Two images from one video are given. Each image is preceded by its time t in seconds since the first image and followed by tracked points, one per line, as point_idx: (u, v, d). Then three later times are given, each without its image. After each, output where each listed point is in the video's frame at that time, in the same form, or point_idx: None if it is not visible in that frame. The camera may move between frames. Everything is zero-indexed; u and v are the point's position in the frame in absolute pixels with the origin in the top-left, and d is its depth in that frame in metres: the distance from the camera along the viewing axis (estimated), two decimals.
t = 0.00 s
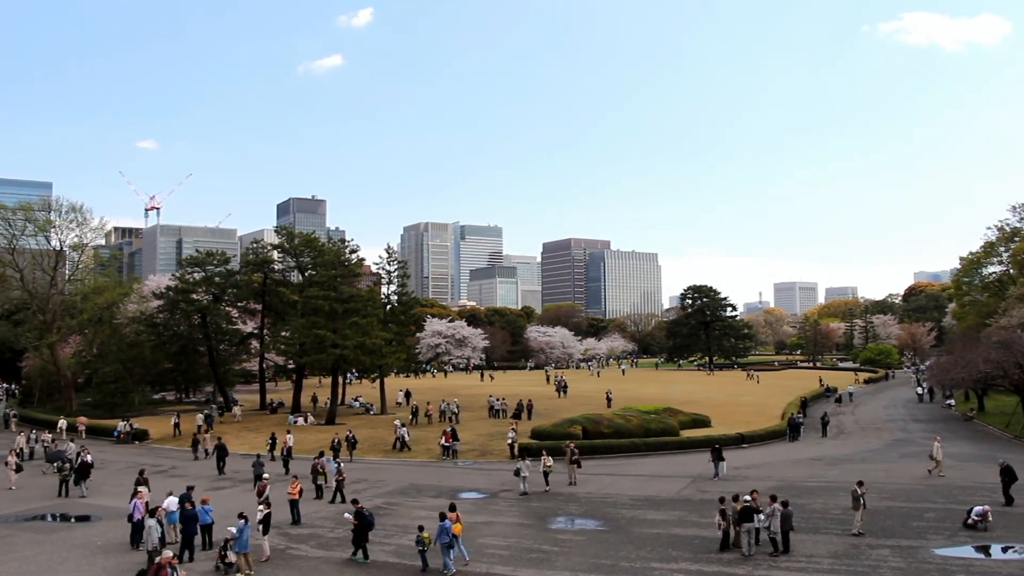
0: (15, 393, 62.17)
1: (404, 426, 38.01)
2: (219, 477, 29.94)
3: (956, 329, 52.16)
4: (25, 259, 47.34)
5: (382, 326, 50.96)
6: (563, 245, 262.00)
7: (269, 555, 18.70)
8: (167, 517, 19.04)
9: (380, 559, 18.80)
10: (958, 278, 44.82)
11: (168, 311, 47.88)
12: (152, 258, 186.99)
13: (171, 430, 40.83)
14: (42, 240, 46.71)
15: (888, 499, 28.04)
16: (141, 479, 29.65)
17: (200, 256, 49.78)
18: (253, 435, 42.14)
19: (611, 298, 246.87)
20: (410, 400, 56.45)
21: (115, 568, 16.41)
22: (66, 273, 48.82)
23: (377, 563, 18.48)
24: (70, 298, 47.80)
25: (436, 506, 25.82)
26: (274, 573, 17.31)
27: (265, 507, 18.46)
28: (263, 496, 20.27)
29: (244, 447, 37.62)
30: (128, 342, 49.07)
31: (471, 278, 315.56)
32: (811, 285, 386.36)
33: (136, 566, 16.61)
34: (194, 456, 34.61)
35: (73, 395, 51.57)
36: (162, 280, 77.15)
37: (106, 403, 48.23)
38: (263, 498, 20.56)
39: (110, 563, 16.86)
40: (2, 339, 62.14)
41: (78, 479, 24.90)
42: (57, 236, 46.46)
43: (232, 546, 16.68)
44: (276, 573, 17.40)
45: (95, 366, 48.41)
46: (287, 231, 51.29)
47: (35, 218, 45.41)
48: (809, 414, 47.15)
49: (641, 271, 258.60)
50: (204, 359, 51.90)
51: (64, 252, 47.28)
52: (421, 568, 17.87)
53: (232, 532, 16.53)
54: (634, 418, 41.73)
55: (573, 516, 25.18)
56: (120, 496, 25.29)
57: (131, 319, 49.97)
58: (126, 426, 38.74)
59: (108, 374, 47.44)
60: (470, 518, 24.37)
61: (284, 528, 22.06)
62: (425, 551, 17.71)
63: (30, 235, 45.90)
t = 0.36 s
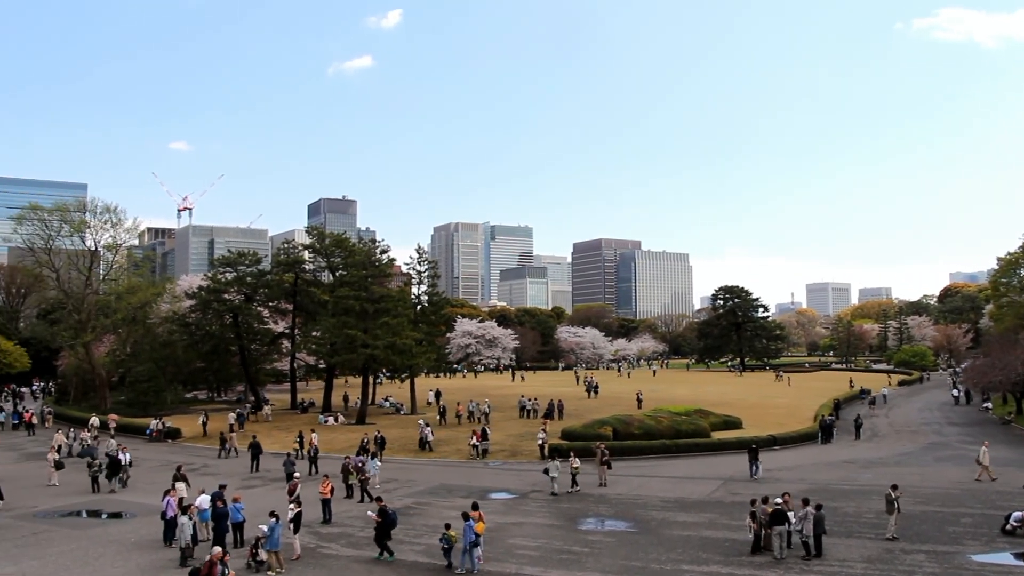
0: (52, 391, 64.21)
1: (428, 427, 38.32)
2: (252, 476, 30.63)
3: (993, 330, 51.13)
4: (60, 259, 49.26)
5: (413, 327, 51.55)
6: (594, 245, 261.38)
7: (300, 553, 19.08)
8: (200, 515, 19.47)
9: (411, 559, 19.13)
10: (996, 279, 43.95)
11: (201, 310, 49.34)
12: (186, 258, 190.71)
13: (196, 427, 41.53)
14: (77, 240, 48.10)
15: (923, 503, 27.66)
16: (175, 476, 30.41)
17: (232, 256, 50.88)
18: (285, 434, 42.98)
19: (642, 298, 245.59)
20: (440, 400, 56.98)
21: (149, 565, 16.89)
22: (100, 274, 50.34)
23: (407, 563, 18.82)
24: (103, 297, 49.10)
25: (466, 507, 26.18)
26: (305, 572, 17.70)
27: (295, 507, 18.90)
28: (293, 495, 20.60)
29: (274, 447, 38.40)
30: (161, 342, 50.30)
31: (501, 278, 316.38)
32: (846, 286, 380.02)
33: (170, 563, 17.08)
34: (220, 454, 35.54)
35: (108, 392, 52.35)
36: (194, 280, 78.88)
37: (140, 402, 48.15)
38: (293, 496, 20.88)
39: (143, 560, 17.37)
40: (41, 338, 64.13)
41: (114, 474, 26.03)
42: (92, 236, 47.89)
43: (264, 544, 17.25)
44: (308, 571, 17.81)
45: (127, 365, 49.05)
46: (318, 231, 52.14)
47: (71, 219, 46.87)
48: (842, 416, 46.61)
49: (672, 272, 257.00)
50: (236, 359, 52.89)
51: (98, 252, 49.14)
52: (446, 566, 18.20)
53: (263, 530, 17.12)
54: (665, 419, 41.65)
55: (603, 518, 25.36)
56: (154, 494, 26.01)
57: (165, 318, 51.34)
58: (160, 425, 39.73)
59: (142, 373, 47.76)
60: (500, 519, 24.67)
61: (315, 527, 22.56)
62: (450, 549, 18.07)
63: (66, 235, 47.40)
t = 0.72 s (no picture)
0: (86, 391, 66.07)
1: (453, 428, 38.77)
2: (283, 476, 31.38)
3: None
4: (94, 261, 50.66)
5: (443, 327, 52.21)
6: (623, 245, 260.29)
7: (331, 554, 19.62)
8: (232, 515, 19.92)
9: (441, 560, 19.56)
10: None
11: (232, 312, 50.47)
12: (217, 259, 194.47)
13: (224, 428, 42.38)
14: (109, 242, 49.41)
15: (959, 506, 27.37)
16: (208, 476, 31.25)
17: (262, 258, 52.05)
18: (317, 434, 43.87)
19: (672, 299, 244.00)
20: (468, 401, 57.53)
21: (181, 564, 17.47)
22: (133, 275, 52.02)
23: (438, 564, 19.18)
24: (135, 299, 50.39)
25: (496, 508, 26.61)
26: (336, 572, 18.18)
27: (327, 508, 19.41)
28: (324, 496, 21.11)
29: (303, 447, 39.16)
30: (192, 343, 51.40)
31: (530, 278, 316.69)
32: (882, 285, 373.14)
33: (201, 562, 17.64)
34: (246, 454, 36.54)
35: (141, 392, 53.69)
36: (224, 280, 80.58)
37: (171, 402, 49.78)
38: (325, 496, 21.42)
39: (176, 559, 17.92)
40: (77, 339, 65.91)
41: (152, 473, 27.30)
42: (124, 238, 49.26)
43: (296, 545, 17.77)
44: (339, 571, 18.30)
45: (161, 365, 51.11)
46: (348, 233, 53.07)
47: (103, 220, 48.21)
48: (876, 417, 46.12)
49: (702, 272, 255.00)
50: (267, 359, 53.86)
51: (131, 254, 50.61)
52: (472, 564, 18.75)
53: (295, 531, 17.71)
54: (696, 420, 41.67)
55: (634, 519, 25.57)
56: (186, 494, 26.71)
57: (196, 320, 52.31)
58: (191, 425, 40.72)
59: (173, 374, 49.43)
60: (529, 520, 25.04)
61: (346, 527, 23.14)
62: (475, 548, 18.60)
63: (99, 237, 48.71)
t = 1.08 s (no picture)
0: (115, 391, 67.54)
1: (475, 429, 39.16)
2: (310, 476, 32.03)
3: None
4: (122, 262, 51.87)
5: (469, 327, 52.64)
6: (649, 245, 259.02)
7: (357, 554, 20.06)
8: (259, 515, 20.43)
9: (467, 560, 19.90)
10: None
11: (259, 312, 51.37)
12: (243, 260, 197.41)
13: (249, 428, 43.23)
14: (138, 243, 50.57)
15: (991, 509, 27.06)
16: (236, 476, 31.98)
17: (288, 258, 53.00)
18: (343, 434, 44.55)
19: (699, 299, 242.36)
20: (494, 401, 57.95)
21: (210, 563, 18.03)
22: (160, 275, 52.13)
23: (464, 564, 19.53)
24: (163, 299, 51.41)
25: (522, 508, 26.92)
26: (363, 572, 18.62)
27: (353, 508, 19.86)
28: (350, 497, 21.59)
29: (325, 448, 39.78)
30: (220, 344, 52.29)
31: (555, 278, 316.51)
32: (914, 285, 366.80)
33: (230, 562, 18.18)
34: (269, 453, 37.27)
35: (168, 392, 54.81)
36: (250, 281, 81.93)
37: (198, 402, 50.78)
38: (351, 498, 21.88)
39: (204, 559, 18.46)
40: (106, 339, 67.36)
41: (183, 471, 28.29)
42: (151, 239, 50.42)
43: (322, 545, 18.16)
44: (366, 572, 18.72)
45: (189, 365, 52.18)
46: (374, 233, 53.79)
47: (131, 222, 49.43)
48: (905, 418, 45.66)
49: (729, 272, 252.95)
50: (293, 360, 54.73)
51: (158, 255, 51.80)
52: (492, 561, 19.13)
53: (322, 531, 18.09)
54: (723, 420, 41.60)
55: (660, 520, 25.71)
56: (214, 494, 27.40)
57: (221, 322, 53.57)
58: (218, 426, 41.61)
59: (200, 375, 50.43)
60: (555, 520, 25.32)
61: (372, 527, 23.64)
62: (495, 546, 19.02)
63: (127, 238, 49.86)
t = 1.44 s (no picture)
0: (147, 392, 69.17)
1: (497, 430, 39.44)
2: (340, 477, 32.60)
3: None
4: (153, 264, 53.10)
5: (498, 327, 53.02)
6: (678, 245, 257.08)
7: (387, 555, 20.51)
8: (290, 516, 20.94)
9: (497, 562, 20.19)
10: None
11: (288, 313, 52.27)
12: (273, 262, 200.42)
13: (277, 429, 44.26)
14: (168, 245, 51.79)
15: None
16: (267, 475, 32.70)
17: (318, 260, 54.15)
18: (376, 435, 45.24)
19: (729, 299, 240.00)
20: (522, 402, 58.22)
21: (239, 563, 18.53)
22: (192, 278, 54.48)
23: (494, 565, 19.83)
24: (193, 302, 53.84)
25: (551, 510, 27.15)
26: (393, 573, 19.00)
27: (383, 508, 20.27)
28: (380, 498, 22.02)
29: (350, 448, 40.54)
30: (250, 344, 52.75)
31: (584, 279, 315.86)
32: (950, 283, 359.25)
33: (259, 562, 18.69)
34: (294, 453, 38.01)
35: (198, 393, 55.94)
36: (281, 283, 83.36)
37: (229, 402, 52.65)
38: (381, 497, 22.30)
39: (234, 559, 19.00)
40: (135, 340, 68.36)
41: (215, 471, 28.98)
42: (182, 241, 51.62)
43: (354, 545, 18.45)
44: (396, 572, 19.10)
45: (220, 367, 53.35)
46: (402, 235, 54.47)
47: (162, 224, 50.67)
48: (940, 418, 45.00)
49: (759, 271, 250.28)
50: (323, 361, 55.60)
51: (189, 257, 52.96)
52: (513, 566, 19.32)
53: (354, 530, 18.47)
54: (754, 421, 41.39)
55: (691, 522, 25.76)
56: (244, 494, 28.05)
57: (253, 322, 53.63)
58: (248, 426, 42.44)
59: (231, 377, 51.70)
60: (585, 522, 25.49)
61: (402, 528, 24.12)
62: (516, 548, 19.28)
63: (158, 240, 51.08)
